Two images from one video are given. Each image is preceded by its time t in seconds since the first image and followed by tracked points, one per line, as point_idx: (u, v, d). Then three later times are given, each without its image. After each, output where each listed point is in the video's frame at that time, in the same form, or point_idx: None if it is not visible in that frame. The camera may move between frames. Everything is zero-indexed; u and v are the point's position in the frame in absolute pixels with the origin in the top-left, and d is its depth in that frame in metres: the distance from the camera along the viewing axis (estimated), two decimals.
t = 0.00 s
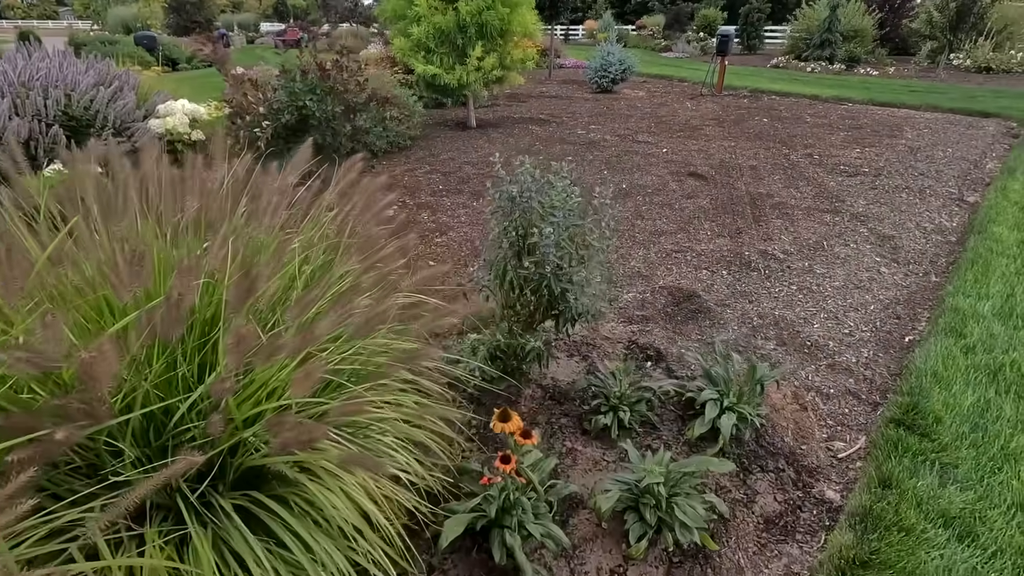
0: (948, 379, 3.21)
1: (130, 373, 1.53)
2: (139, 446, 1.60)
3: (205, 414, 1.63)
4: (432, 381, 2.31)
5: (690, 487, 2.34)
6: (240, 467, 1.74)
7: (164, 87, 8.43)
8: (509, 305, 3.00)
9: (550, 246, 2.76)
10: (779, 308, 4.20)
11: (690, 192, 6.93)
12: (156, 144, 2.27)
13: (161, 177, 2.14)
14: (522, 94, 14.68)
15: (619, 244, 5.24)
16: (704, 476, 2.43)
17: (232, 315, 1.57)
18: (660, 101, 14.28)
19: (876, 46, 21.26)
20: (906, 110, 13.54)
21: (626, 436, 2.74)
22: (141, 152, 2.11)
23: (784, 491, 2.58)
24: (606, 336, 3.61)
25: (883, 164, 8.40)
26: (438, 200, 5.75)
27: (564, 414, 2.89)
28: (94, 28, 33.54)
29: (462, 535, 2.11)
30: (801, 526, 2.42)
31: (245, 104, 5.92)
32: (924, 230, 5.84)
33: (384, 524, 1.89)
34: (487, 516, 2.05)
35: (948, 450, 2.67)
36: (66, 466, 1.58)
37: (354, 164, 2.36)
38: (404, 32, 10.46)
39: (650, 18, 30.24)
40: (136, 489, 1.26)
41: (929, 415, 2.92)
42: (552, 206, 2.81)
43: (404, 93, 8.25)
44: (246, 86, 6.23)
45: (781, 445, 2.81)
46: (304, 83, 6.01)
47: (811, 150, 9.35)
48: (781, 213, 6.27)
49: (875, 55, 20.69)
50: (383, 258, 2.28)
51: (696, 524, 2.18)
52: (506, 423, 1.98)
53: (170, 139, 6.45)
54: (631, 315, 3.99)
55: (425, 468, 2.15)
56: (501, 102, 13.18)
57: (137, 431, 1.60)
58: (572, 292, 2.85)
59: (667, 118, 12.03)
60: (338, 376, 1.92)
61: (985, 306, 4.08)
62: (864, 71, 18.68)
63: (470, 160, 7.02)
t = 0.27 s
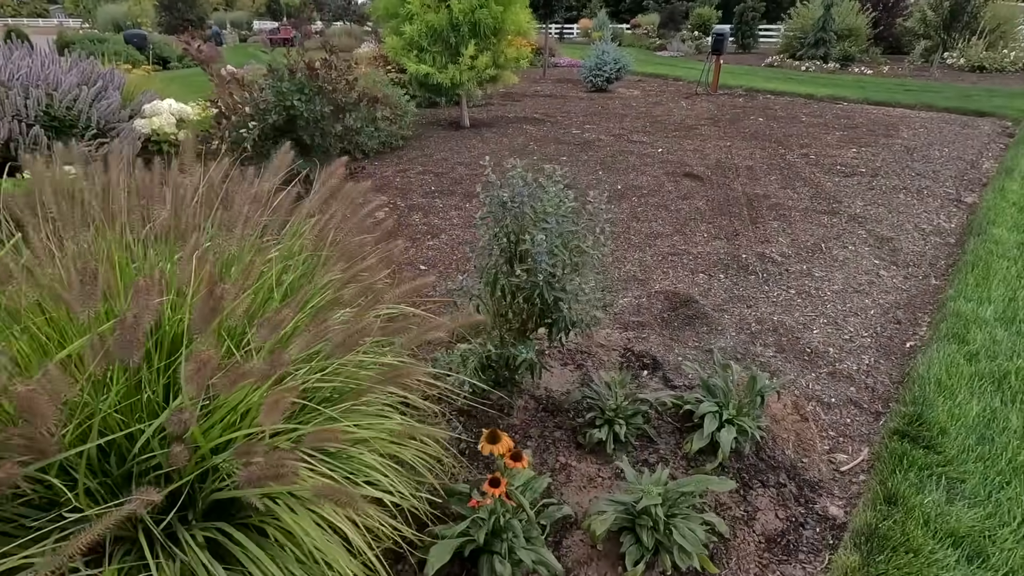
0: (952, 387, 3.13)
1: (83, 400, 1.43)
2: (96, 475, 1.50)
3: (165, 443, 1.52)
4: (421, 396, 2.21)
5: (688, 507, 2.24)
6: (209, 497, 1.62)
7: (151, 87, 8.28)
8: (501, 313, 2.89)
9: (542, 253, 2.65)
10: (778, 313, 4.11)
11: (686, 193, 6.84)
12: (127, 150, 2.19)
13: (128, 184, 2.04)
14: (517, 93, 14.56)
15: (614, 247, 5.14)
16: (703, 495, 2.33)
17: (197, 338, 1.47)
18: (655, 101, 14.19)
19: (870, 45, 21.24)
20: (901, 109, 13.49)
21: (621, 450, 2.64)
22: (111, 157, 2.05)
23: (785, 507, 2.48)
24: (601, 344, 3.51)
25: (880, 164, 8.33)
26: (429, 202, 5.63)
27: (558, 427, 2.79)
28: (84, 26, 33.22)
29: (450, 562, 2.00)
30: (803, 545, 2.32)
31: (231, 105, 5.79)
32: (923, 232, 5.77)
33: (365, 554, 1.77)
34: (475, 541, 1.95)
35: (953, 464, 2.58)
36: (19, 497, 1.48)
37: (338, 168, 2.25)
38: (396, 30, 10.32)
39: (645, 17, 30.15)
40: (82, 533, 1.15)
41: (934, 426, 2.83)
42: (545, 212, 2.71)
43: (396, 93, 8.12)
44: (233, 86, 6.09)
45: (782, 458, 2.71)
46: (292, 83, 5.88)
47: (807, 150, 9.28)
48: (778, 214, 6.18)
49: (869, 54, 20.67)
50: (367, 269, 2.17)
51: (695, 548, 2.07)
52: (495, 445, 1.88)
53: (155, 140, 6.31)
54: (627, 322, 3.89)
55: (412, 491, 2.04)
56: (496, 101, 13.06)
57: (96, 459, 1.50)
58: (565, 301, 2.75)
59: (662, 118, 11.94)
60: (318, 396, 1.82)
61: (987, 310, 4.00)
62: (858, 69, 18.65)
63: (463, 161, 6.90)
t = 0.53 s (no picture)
0: (952, 389, 3.09)
1: (54, 410, 1.37)
2: (69, 487, 1.44)
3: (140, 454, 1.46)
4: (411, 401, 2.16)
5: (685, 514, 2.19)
6: (188, 509, 1.56)
7: (144, 85, 8.21)
8: (495, 316, 2.83)
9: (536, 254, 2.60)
10: (776, 314, 4.07)
11: (683, 192, 6.80)
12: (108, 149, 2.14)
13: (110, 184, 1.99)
14: (514, 91, 14.49)
15: (610, 247, 5.09)
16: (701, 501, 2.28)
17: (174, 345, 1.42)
18: (653, 99, 14.14)
19: (868, 43, 21.22)
20: (899, 108, 13.46)
21: (617, 455, 2.59)
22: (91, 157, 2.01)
23: (784, 512, 2.44)
24: (597, 345, 3.46)
25: (878, 163, 8.30)
26: (425, 201, 5.57)
27: (553, 431, 2.74)
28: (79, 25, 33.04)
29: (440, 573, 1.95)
30: (802, 552, 2.28)
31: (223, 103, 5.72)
32: (921, 231, 5.73)
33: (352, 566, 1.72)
34: (466, 551, 1.89)
35: (955, 468, 2.54)
36: None
37: (327, 167, 2.17)
38: (392, 28, 10.25)
39: (643, 15, 30.08)
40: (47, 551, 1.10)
41: (935, 429, 2.79)
42: (539, 212, 2.66)
43: (392, 91, 8.06)
44: (225, 85, 6.03)
45: (780, 462, 2.67)
46: (285, 81, 5.82)
47: (804, 149, 9.24)
48: (776, 213, 6.14)
49: (867, 53, 20.65)
50: (356, 272, 2.12)
51: (692, 557, 2.02)
52: (486, 452, 1.82)
53: (148, 139, 6.24)
54: (623, 323, 3.84)
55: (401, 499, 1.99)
56: (493, 100, 12.99)
57: (68, 471, 1.44)
58: (559, 303, 2.69)
59: (659, 117, 11.89)
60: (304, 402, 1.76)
61: (987, 311, 3.96)
62: (856, 68, 18.62)
63: (459, 160, 6.84)
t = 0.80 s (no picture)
0: (947, 379, 3.10)
1: (53, 389, 1.39)
2: (70, 465, 1.46)
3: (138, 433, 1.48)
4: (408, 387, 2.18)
5: (679, 498, 2.21)
6: (186, 488, 1.59)
7: (145, 81, 8.23)
8: (492, 305, 2.85)
9: (534, 242, 2.62)
10: (773, 306, 4.09)
11: (682, 187, 6.81)
12: (107, 137, 2.16)
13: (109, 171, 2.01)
14: (515, 88, 14.49)
15: (609, 240, 5.11)
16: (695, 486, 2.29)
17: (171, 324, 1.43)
18: (653, 96, 14.14)
19: (869, 41, 21.19)
20: (899, 105, 13.44)
21: (613, 443, 2.61)
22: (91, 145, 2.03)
23: (778, 499, 2.46)
24: (595, 336, 3.48)
25: (878, 159, 8.30)
26: (424, 195, 5.59)
27: (550, 419, 2.76)
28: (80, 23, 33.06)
29: (438, 553, 1.98)
30: (796, 537, 2.30)
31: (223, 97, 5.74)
32: (920, 226, 5.74)
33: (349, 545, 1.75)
34: (461, 532, 1.92)
35: (948, 455, 2.56)
36: None
37: (325, 156, 2.18)
38: (392, 25, 10.26)
39: (643, 13, 30.04)
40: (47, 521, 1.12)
41: (929, 417, 2.80)
42: (536, 201, 2.67)
43: (391, 87, 8.07)
44: (224, 79, 6.05)
45: (775, 450, 2.69)
46: (285, 75, 5.85)
47: (804, 145, 9.25)
48: (775, 208, 6.15)
49: (868, 50, 20.62)
50: (353, 258, 2.14)
51: (685, 540, 2.03)
52: (482, 435, 1.84)
53: (147, 134, 6.27)
54: (621, 315, 3.86)
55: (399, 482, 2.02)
56: (493, 97, 13.00)
57: (70, 449, 1.47)
58: (556, 292, 2.71)
59: (660, 113, 11.89)
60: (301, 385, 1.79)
61: (984, 303, 3.97)
62: (857, 65, 18.59)
63: (458, 155, 6.85)
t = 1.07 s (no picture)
0: (929, 359, 3.23)
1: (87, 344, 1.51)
2: (101, 419, 1.59)
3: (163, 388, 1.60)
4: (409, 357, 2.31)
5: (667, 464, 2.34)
6: (206, 441, 1.72)
7: (150, 75, 8.35)
8: (490, 286, 2.98)
9: (530, 225, 2.74)
10: (764, 292, 4.21)
11: (679, 180, 6.93)
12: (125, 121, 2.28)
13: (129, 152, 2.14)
14: (515, 84, 14.58)
15: (606, 230, 5.23)
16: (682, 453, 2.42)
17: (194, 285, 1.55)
18: (653, 91, 14.22)
19: (870, 37, 21.23)
20: (898, 100, 13.51)
21: (605, 416, 2.73)
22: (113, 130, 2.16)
23: (763, 469, 2.59)
24: (590, 319, 3.61)
25: (873, 152, 8.41)
26: (426, 187, 5.72)
27: (546, 395, 2.88)
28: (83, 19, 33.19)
29: (439, 511, 2.10)
30: (778, 502, 2.42)
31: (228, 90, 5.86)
32: (912, 217, 5.85)
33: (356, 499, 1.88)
34: (461, 491, 2.04)
35: (925, 427, 2.68)
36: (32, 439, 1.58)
37: (331, 141, 2.32)
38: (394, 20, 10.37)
39: (644, 9, 30.07)
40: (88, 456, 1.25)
41: (909, 393, 2.93)
42: (533, 185, 2.80)
43: (393, 81, 8.18)
44: (229, 73, 6.17)
45: (762, 424, 2.82)
46: (289, 68, 5.98)
47: (801, 139, 9.35)
48: (770, 199, 6.26)
49: (869, 46, 20.67)
50: (359, 236, 2.26)
51: (670, 498, 2.17)
52: (479, 398, 1.96)
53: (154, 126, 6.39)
54: (616, 300, 3.98)
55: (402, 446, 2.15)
56: (494, 92, 13.10)
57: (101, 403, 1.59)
58: (551, 273, 2.83)
59: (659, 108, 11.98)
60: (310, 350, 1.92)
61: (969, 289, 4.09)
62: (857, 61, 18.64)
63: (459, 148, 6.97)
